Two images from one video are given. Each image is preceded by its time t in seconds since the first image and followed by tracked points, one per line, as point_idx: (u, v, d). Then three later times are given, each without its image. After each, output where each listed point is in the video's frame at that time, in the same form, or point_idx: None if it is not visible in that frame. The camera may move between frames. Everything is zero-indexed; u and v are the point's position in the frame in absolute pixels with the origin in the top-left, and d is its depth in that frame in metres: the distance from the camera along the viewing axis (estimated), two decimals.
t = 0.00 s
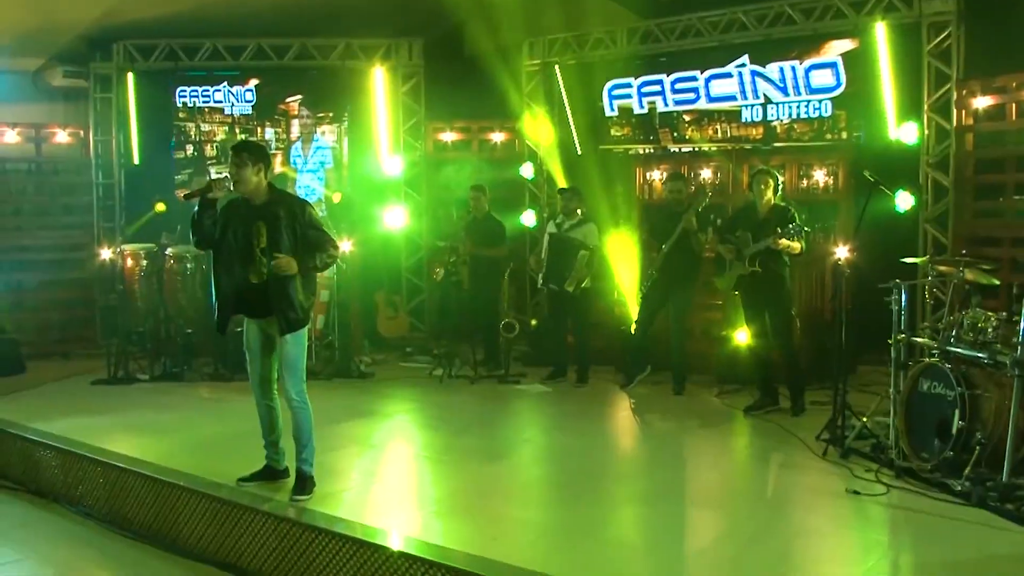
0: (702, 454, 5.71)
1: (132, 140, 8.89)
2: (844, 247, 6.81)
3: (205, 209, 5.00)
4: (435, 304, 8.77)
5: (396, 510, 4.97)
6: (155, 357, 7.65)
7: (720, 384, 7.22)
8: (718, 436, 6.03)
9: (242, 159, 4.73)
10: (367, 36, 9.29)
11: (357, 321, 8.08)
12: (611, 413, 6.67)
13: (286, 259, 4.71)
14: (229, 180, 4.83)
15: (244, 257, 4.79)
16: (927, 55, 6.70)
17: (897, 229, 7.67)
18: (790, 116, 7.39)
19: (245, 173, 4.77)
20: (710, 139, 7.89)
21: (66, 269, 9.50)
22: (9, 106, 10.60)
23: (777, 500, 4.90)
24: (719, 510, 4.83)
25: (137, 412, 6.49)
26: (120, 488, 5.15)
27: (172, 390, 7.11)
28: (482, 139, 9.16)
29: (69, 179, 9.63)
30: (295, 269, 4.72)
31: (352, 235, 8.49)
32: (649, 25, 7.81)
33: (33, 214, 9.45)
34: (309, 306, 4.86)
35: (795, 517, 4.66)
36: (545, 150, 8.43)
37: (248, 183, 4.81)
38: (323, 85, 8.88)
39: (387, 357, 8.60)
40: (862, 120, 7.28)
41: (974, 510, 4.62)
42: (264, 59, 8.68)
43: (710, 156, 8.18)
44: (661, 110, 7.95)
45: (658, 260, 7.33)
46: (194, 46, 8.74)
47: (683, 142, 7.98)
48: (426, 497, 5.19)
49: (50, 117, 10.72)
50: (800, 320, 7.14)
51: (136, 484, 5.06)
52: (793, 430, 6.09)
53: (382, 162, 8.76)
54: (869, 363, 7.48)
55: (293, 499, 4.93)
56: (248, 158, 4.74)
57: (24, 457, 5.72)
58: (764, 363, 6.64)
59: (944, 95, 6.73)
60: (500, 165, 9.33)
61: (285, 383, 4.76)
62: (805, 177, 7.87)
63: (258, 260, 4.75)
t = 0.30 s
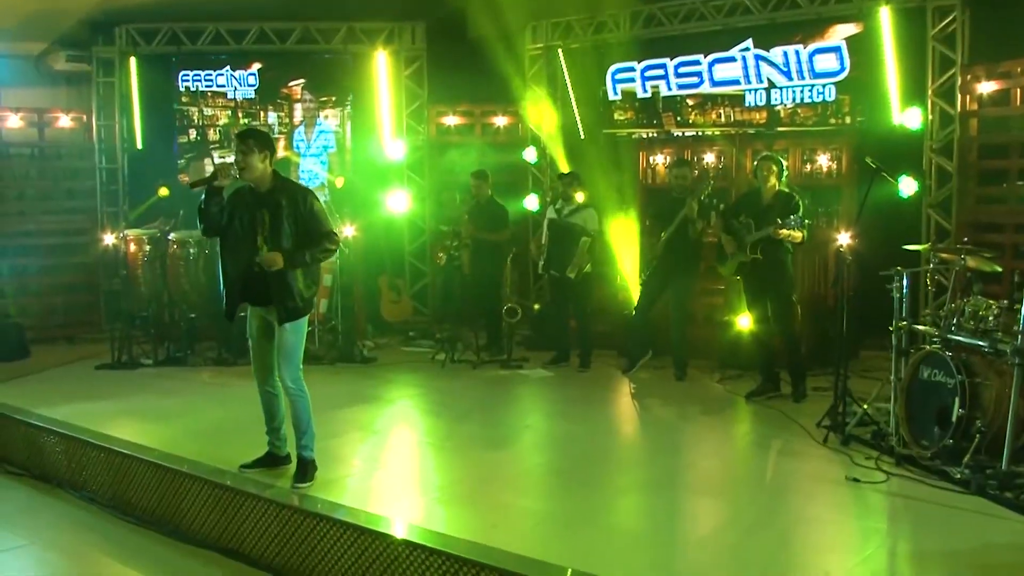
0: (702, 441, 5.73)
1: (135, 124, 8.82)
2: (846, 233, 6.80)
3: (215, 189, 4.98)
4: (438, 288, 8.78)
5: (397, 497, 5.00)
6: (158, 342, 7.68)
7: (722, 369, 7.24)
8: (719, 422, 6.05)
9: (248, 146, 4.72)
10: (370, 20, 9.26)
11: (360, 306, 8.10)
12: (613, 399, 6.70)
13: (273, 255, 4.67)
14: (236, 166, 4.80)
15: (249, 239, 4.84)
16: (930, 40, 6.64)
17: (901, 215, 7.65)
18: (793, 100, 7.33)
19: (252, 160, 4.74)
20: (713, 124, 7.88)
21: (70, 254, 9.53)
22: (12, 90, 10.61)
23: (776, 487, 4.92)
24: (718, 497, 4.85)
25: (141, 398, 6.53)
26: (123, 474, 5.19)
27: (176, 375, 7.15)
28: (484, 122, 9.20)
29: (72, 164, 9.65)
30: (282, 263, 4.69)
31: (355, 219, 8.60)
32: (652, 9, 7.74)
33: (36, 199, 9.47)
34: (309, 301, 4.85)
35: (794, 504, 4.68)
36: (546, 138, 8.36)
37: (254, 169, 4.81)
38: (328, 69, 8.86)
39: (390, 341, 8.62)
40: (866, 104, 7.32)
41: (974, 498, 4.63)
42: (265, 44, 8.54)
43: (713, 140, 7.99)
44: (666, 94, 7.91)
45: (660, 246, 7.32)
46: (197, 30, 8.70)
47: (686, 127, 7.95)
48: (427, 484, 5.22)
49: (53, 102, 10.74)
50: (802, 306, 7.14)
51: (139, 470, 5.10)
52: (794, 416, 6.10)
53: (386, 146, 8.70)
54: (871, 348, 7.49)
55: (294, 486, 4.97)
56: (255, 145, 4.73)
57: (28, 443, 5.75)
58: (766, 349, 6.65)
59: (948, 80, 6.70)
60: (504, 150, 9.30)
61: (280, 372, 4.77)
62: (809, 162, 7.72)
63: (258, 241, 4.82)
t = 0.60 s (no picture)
0: (700, 428, 5.75)
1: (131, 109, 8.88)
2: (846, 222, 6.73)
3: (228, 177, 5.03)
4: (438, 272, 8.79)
5: (395, 486, 5.03)
6: (159, 327, 7.71)
7: (721, 355, 7.25)
8: (717, 409, 6.06)
9: (264, 131, 4.78)
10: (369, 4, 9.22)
11: (359, 291, 8.12)
12: (612, 385, 6.71)
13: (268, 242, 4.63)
14: (249, 152, 4.86)
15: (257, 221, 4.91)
16: (931, 25, 6.61)
17: (902, 201, 7.63)
18: (793, 86, 7.33)
19: (266, 147, 4.80)
20: (712, 109, 7.78)
21: (71, 240, 9.58)
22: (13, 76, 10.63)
23: (772, 475, 4.95)
24: (714, 485, 4.88)
25: (141, 384, 6.57)
26: (122, 462, 5.24)
27: (176, 360, 7.18)
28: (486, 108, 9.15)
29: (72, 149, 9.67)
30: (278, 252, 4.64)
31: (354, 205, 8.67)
32: None
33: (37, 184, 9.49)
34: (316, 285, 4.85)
35: (788, 492, 4.71)
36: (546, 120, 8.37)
37: (269, 154, 4.85)
38: (330, 53, 8.83)
39: (390, 325, 8.63)
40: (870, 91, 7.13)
41: (968, 487, 4.64)
42: (266, 28, 8.60)
43: (714, 124, 7.96)
44: (666, 79, 7.89)
45: (660, 232, 7.30)
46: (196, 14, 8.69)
47: (686, 112, 7.88)
48: (425, 472, 5.24)
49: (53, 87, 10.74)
50: (801, 292, 7.15)
51: (139, 458, 5.14)
52: (793, 403, 6.11)
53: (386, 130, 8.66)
54: (869, 333, 7.49)
55: (293, 475, 5.01)
56: (270, 131, 4.78)
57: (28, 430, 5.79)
58: (764, 336, 6.65)
59: (949, 65, 6.65)
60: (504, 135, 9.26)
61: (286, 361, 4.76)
62: (809, 147, 7.66)
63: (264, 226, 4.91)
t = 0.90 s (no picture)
0: (696, 416, 5.77)
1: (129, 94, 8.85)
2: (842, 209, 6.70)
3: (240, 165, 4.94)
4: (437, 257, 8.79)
5: (391, 473, 5.07)
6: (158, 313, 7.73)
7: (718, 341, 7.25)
8: (713, 397, 6.07)
9: (277, 119, 4.76)
10: None
11: (358, 276, 8.12)
12: (609, 372, 6.73)
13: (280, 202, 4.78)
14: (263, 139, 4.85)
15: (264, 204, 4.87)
16: (931, 11, 6.55)
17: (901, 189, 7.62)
18: (793, 71, 7.26)
19: (281, 135, 4.78)
20: (712, 93, 7.75)
21: (70, 224, 9.60)
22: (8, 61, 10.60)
23: (766, 463, 4.98)
24: (707, 472, 4.92)
25: (141, 370, 6.60)
26: (122, 450, 5.28)
27: (174, 346, 7.20)
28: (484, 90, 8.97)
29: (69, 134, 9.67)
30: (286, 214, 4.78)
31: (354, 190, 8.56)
32: None
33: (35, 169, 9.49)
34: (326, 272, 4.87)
35: (782, 480, 4.75)
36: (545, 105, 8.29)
37: (283, 143, 4.82)
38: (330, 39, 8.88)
39: (388, 310, 8.64)
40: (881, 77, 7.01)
41: (961, 477, 4.66)
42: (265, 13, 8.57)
43: (712, 110, 8.02)
44: (665, 63, 7.82)
45: (659, 219, 7.29)
46: None
47: (685, 97, 7.90)
48: (421, 459, 5.27)
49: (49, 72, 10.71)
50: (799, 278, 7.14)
51: (138, 447, 5.18)
52: (789, 390, 6.13)
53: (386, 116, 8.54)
54: (866, 319, 7.50)
55: (289, 463, 5.04)
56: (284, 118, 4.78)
57: (27, 418, 5.82)
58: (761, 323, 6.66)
59: (949, 50, 6.60)
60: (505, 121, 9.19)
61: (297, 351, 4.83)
62: (807, 133, 7.73)
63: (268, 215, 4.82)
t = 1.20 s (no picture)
0: (692, 404, 5.79)
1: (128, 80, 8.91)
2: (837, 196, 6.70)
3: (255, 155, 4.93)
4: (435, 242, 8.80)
5: (387, 461, 5.10)
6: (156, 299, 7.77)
7: (715, 328, 7.27)
8: (709, 385, 6.10)
9: (294, 111, 4.77)
10: None
11: (355, 261, 8.14)
12: (606, 358, 6.75)
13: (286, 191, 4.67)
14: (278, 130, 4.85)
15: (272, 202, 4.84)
16: None
17: (899, 176, 7.61)
18: (791, 57, 7.21)
19: (296, 127, 4.78)
20: (710, 79, 7.75)
21: (69, 211, 9.68)
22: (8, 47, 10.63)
23: (758, 451, 5.02)
24: (700, 461, 4.96)
25: (139, 357, 6.65)
26: (119, 438, 5.33)
27: (173, 333, 7.24)
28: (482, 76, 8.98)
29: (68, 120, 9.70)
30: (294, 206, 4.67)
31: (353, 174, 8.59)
32: None
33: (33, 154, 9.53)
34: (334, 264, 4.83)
35: (773, 468, 4.79)
36: (544, 90, 8.11)
37: (297, 134, 4.82)
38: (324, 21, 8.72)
39: (386, 295, 8.66)
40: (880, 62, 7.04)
41: (953, 467, 4.69)
42: None
43: (710, 94, 7.94)
44: (662, 48, 7.71)
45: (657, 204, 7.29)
46: None
47: (683, 81, 7.86)
48: (417, 448, 5.31)
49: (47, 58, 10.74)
50: (796, 264, 7.15)
51: (135, 435, 5.23)
52: (784, 378, 6.15)
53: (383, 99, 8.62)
54: (863, 306, 7.50)
55: (285, 452, 5.08)
56: (301, 110, 4.77)
57: (26, 405, 5.88)
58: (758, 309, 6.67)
59: (947, 36, 6.57)
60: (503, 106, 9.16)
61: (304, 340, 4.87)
62: (805, 119, 7.61)
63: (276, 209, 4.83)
